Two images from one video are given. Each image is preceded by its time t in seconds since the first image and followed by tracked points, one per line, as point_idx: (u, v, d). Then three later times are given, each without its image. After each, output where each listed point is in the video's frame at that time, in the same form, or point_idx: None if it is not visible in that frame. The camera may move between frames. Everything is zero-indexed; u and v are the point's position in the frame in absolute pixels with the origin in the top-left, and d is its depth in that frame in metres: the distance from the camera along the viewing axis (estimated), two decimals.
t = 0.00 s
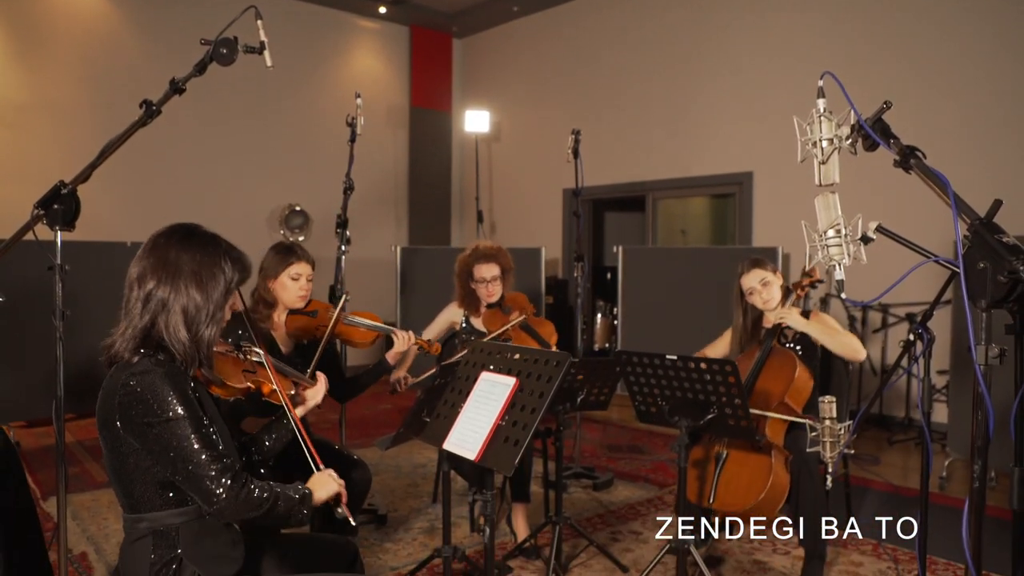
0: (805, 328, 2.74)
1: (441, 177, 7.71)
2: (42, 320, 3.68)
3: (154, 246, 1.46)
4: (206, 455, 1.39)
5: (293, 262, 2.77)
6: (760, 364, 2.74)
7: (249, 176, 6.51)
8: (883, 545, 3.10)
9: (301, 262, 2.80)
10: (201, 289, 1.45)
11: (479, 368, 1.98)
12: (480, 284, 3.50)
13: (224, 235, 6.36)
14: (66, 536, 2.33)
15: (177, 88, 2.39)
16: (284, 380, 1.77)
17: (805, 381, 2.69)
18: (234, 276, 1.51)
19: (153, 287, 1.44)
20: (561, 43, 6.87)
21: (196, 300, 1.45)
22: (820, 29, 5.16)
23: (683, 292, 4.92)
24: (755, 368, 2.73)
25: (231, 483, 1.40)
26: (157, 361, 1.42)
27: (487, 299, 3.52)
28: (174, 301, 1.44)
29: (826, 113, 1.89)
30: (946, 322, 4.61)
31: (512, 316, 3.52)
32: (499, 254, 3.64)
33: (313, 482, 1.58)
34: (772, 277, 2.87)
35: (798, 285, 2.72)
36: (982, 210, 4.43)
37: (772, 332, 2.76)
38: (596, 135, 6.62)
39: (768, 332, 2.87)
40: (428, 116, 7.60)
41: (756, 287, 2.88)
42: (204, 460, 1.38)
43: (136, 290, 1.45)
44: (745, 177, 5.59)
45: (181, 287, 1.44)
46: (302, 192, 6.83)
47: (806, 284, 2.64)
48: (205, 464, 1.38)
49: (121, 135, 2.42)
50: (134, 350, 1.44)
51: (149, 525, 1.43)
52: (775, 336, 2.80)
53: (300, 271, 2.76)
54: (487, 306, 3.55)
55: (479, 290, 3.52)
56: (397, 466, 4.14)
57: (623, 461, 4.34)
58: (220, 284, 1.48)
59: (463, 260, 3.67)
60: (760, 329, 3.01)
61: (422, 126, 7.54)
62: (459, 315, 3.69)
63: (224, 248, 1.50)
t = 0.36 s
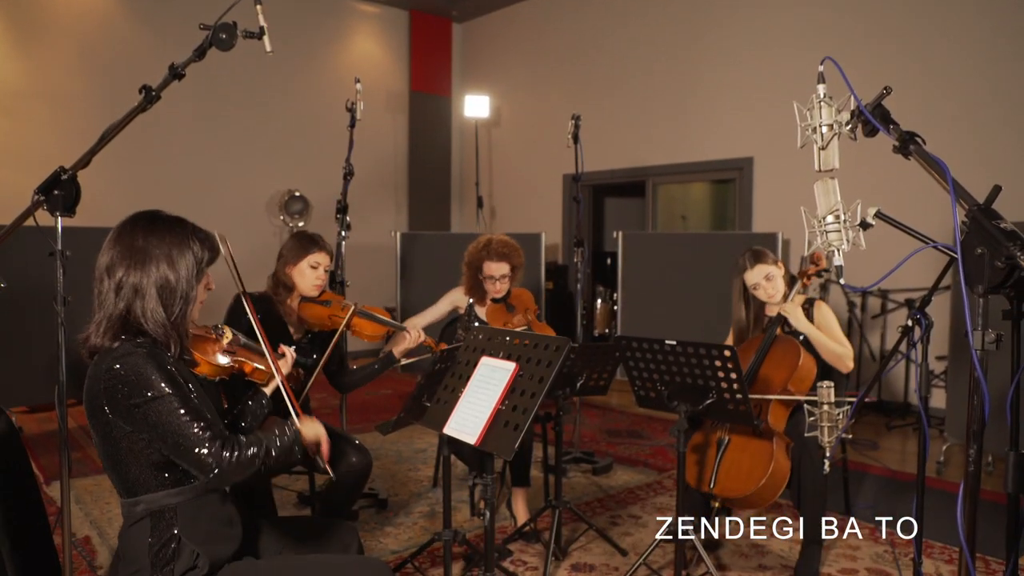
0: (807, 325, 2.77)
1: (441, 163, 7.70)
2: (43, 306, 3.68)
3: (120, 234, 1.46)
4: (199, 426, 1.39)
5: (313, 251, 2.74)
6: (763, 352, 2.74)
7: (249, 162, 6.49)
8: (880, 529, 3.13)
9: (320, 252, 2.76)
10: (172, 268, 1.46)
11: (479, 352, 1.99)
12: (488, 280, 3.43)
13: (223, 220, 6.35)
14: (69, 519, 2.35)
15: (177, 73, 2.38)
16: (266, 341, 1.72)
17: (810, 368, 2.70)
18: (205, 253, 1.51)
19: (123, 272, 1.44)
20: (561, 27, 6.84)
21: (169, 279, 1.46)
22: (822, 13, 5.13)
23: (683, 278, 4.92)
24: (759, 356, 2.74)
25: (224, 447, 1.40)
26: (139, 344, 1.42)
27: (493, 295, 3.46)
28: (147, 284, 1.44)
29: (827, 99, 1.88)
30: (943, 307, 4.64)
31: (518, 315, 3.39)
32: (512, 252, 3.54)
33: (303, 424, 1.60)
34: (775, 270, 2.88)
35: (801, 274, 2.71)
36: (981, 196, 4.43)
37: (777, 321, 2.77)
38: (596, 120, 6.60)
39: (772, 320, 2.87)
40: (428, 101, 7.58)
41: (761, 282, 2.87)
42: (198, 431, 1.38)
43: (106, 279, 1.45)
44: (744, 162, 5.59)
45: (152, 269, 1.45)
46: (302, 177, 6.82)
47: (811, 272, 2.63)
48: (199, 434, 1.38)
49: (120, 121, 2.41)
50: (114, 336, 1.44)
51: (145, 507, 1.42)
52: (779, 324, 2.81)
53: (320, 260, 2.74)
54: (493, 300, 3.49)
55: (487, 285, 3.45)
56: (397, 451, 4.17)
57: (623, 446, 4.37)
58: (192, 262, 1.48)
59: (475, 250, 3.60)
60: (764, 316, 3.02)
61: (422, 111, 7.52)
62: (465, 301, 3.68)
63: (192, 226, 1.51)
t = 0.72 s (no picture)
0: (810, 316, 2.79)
1: (441, 149, 7.69)
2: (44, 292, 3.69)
3: (82, 229, 1.42)
4: (189, 405, 1.39)
5: (308, 238, 2.73)
6: (764, 339, 2.75)
7: (248, 148, 6.48)
8: (877, 514, 3.16)
9: (314, 238, 2.76)
10: (134, 259, 1.42)
11: (479, 339, 2.00)
12: (495, 266, 3.42)
13: (223, 207, 6.35)
14: (73, 505, 2.37)
15: (177, 59, 2.37)
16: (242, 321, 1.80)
17: (810, 356, 2.71)
18: (170, 241, 1.46)
19: (85, 267, 1.41)
20: (562, 12, 6.80)
21: (133, 273, 1.42)
22: None
23: (683, 265, 4.93)
24: (759, 344, 2.75)
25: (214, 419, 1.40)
26: (112, 338, 1.40)
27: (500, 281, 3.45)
28: (111, 279, 1.41)
29: (826, 86, 1.87)
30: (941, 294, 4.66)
31: (525, 302, 3.42)
32: (521, 238, 3.55)
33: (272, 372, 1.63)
34: (786, 242, 2.91)
35: (804, 259, 2.70)
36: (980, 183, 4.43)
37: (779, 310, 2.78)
38: (596, 106, 6.58)
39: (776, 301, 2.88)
40: (427, 87, 7.56)
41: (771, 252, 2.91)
42: (188, 411, 1.38)
43: (71, 278, 1.42)
44: (744, 149, 5.58)
45: (115, 264, 1.41)
46: (302, 164, 6.81)
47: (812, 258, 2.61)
48: (189, 413, 1.38)
49: (120, 107, 2.41)
50: (82, 333, 1.41)
51: (141, 494, 1.42)
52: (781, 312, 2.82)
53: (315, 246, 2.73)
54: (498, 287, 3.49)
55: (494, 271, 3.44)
56: (398, 437, 4.20)
57: (622, 432, 4.39)
58: (157, 251, 1.44)
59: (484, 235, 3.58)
60: (766, 301, 3.03)
61: (422, 97, 7.50)
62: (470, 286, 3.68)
63: (154, 214, 1.46)
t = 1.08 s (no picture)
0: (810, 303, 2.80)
1: (441, 135, 7.67)
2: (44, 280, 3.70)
3: (69, 220, 1.41)
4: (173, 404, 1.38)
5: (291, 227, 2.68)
6: (763, 327, 2.77)
7: (248, 135, 6.47)
8: (875, 499, 3.18)
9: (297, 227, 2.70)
10: (120, 251, 1.40)
11: (479, 325, 2.01)
12: (494, 251, 3.42)
13: (223, 194, 6.35)
14: (77, 490, 2.38)
15: (177, 45, 2.37)
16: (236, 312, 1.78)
17: (810, 344, 2.71)
18: (158, 233, 1.44)
19: (72, 258, 1.40)
20: None
21: (119, 267, 1.40)
22: None
23: (683, 252, 4.94)
24: (759, 332, 2.76)
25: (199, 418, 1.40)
26: (97, 334, 1.39)
27: (500, 265, 3.46)
28: (97, 272, 1.40)
29: (826, 73, 1.86)
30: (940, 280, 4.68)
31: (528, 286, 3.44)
32: (519, 222, 3.52)
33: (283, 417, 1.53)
34: (787, 229, 2.91)
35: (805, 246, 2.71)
36: (980, 170, 4.43)
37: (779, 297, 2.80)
38: (596, 92, 6.57)
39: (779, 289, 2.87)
40: (427, 74, 7.54)
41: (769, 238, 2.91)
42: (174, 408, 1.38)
43: (57, 271, 1.41)
44: (745, 135, 5.57)
45: (100, 257, 1.40)
46: (301, 150, 6.80)
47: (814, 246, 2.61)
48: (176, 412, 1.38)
49: (119, 94, 2.40)
50: (69, 324, 1.40)
51: (140, 485, 1.42)
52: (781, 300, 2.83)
53: (299, 236, 2.69)
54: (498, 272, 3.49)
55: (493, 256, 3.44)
56: (398, 423, 4.22)
57: (621, 418, 4.42)
58: (144, 244, 1.42)
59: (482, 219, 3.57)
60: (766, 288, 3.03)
61: (422, 83, 7.48)
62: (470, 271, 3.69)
63: (144, 205, 1.44)
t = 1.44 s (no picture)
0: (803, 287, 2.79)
1: (441, 124, 7.66)
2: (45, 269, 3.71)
3: (71, 206, 1.42)
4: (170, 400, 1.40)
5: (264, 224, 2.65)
6: (758, 312, 2.76)
7: (247, 123, 6.45)
8: (872, 486, 3.21)
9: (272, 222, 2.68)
10: (121, 241, 1.41)
11: (479, 313, 2.02)
12: (482, 237, 3.42)
13: (223, 182, 6.34)
14: (80, 478, 2.40)
15: (177, 33, 2.36)
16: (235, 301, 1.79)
17: (802, 329, 2.72)
18: (159, 224, 1.45)
19: (74, 246, 1.41)
20: None
21: (118, 256, 1.41)
22: None
23: (683, 241, 4.94)
24: (753, 318, 2.76)
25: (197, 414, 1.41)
26: (96, 326, 1.40)
27: (489, 252, 3.46)
28: (97, 260, 1.41)
29: (826, 61, 1.86)
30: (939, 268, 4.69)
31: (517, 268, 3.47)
32: (503, 207, 3.51)
33: (273, 388, 1.59)
34: (772, 217, 2.91)
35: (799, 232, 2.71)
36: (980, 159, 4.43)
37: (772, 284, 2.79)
38: (596, 80, 6.55)
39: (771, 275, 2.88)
40: (427, 62, 7.52)
41: (758, 227, 2.91)
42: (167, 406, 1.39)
43: (58, 256, 1.42)
44: (745, 124, 5.56)
45: (100, 245, 1.41)
46: (301, 138, 6.78)
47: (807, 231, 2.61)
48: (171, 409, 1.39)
49: (120, 82, 2.40)
50: (69, 312, 1.42)
51: (144, 474, 1.44)
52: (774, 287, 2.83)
53: (273, 232, 2.66)
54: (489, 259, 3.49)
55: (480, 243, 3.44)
56: (398, 411, 4.24)
57: (621, 406, 4.44)
58: (144, 235, 1.43)
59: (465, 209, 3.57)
60: (759, 277, 3.03)
61: (421, 71, 7.45)
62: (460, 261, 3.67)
63: (146, 195, 1.45)
